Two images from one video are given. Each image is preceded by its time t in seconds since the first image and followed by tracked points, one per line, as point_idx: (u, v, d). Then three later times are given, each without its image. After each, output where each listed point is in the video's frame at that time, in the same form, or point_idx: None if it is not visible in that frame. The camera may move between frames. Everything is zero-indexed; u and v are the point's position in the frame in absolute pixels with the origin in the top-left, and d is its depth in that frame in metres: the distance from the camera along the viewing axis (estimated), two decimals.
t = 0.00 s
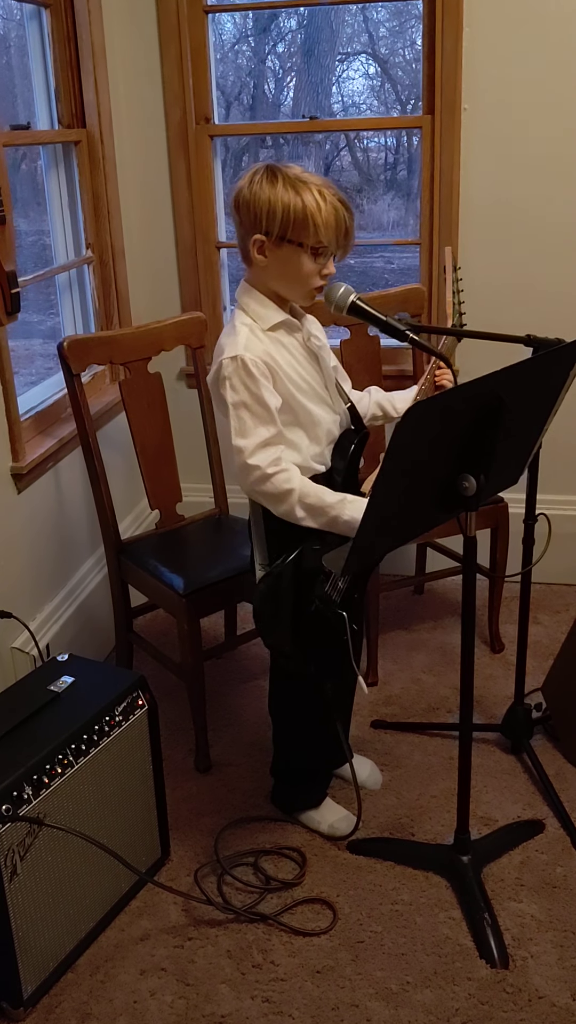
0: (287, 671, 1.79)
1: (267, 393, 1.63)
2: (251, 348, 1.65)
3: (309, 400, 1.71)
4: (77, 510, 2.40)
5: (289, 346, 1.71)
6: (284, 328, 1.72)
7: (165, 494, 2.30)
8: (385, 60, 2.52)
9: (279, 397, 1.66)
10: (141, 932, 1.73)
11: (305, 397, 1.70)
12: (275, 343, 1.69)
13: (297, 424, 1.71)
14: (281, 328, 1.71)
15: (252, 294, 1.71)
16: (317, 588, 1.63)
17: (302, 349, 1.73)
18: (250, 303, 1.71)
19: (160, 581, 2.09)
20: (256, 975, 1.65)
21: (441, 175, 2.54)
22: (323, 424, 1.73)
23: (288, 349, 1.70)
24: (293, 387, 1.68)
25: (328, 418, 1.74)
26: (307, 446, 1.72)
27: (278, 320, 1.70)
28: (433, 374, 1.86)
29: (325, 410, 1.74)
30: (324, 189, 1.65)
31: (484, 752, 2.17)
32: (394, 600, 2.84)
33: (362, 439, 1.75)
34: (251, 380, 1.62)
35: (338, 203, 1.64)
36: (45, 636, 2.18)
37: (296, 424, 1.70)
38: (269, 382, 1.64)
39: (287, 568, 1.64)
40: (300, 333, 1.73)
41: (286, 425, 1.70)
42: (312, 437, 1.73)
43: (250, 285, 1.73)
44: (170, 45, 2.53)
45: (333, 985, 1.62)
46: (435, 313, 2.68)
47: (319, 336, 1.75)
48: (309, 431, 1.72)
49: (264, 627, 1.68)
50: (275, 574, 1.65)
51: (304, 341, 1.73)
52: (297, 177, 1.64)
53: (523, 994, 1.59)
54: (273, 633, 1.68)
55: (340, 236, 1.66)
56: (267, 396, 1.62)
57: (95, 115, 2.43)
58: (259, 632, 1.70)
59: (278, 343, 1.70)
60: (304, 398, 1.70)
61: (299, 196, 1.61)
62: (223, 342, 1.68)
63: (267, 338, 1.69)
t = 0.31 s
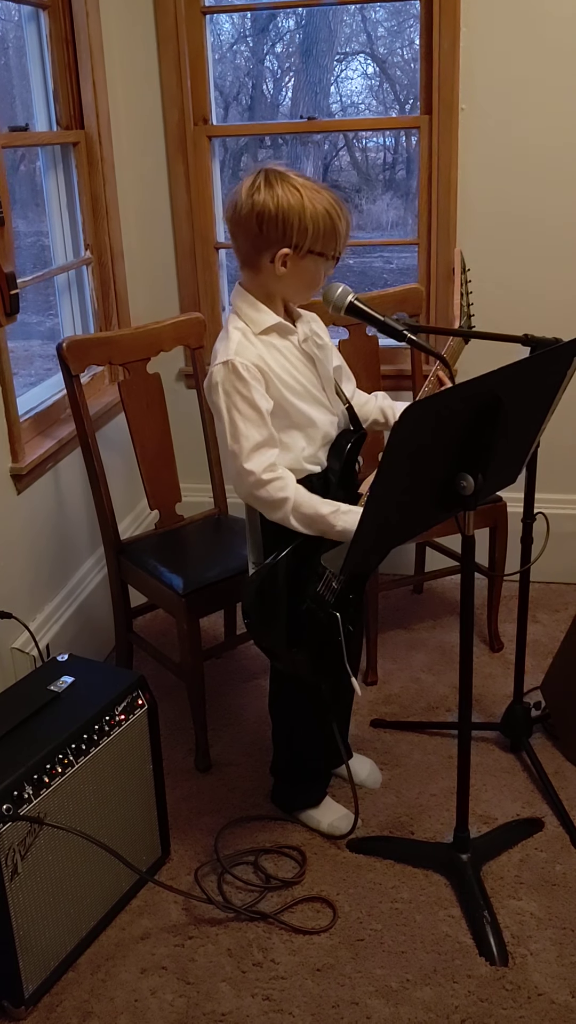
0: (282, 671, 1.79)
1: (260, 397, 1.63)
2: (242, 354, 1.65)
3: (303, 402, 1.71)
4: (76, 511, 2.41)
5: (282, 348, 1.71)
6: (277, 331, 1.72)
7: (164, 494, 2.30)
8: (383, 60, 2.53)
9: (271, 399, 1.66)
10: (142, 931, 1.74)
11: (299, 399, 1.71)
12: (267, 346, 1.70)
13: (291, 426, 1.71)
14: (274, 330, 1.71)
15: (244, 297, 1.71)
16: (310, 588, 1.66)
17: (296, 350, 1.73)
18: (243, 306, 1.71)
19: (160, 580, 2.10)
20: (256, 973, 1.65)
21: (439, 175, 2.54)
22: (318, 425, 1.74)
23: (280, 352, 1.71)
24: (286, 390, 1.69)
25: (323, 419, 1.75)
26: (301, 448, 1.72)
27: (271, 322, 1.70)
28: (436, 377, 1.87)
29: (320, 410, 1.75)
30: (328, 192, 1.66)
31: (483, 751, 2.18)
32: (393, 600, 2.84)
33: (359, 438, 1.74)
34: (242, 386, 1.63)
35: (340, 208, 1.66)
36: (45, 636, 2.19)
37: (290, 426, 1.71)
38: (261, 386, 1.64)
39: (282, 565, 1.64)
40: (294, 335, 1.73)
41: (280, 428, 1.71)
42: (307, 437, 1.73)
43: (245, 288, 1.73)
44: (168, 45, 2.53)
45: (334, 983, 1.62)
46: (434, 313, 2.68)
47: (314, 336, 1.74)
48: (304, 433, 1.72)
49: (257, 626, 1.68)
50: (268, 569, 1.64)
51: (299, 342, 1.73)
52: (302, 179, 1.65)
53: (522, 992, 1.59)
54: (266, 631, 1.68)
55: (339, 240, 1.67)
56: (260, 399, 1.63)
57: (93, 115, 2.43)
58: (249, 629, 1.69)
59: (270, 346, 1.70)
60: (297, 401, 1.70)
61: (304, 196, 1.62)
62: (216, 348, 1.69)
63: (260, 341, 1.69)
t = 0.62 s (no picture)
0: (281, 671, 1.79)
1: (266, 394, 1.63)
2: (248, 349, 1.66)
3: (305, 401, 1.71)
4: (77, 511, 2.41)
5: (285, 346, 1.71)
6: (280, 329, 1.72)
7: (165, 494, 2.30)
8: (383, 60, 2.53)
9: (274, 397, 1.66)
10: (143, 931, 1.74)
11: (301, 397, 1.71)
12: (270, 343, 1.70)
13: (292, 425, 1.71)
14: (277, 328, 1.72)
15: (248, 294, 1.72)
16: (310, 588, 1.67)
17: (298, 349, 1.73)
18: (245, 304, 1.71)
19: (161, 580, 2.09)
20: (257, 973, 1.65)
21: (439, 175, 2.54)
22: (320, 424, 1.73)
23: (283, 349, 1.71)
24: (288, 388, 1.69)
25: (325, 418, 1.75)
26: (303, 446, 1.72)
27: (274, 320, 1.70)
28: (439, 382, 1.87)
29: (322, 410, 1.75)
30: (324, 190, 1.65)
31: (484, 752, 2.18)
32: (394, 600, 2.84)
33: (361, 439, 1.76)
34: (247, 381, 1.63)
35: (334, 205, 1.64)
36: (46, 636, 2.19)
37: (292, 424, 1.71)
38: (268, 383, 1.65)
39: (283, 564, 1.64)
40: (297, 333, 1.73)
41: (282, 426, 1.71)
42: (309, 437, 1.73)
43: (247, 286, 1.73)
44: (168, 45, 2.53)
45: (335, 984, 1.62)
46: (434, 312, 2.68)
47: (316, 335, 1.74)
48: (306, 431, 1.72)
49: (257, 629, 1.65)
50: (269, 569, 1.64)
51: (301, 341, 1.73)
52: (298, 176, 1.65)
53: (523, 992, 1.59)
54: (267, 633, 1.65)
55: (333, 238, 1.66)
56: (266, 396, 1.63)
57: (93, 115, 2.43)
58: (248, 633, 1.66)
59: (273, 344, 1.70)
60: (299, 399, 1.70)
61: (296, 193, 1.62)
62: (220, 344, 1.69)
63: (262, 339, 1.69)
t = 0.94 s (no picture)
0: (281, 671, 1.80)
1: (257, 395, 1.63)
2: (245, 348, 1.66)
3: (305, 400, 1.71)
4: (77, 511, 2.41)
5: (285, 345, 1.72)
6: (281, 329, 1.73)
7: (164, 493, 2.30)
8: (382, 59, 2.53)
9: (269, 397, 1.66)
10: (142, 931, 1.74)
11: (300, 396, 1.71)
12: (270, 342, 1.71)
13: (292, 424, 1.71)
14: (277, 327, 1.73)
15: (249, 293, 1.73)
16: (307, 587, 1.67)
17: (298, 348, 1.73)
18: (246, 303, 1.73)
19: (161, 580, 2.09)
20: (257, 973, 1.65)
21: (439, 175, 2.54)
22: (320, 423, 1.73)
23: (284, 348, 1.71)
24: (288, 387, 1.69)
25: (325, 418, 1.74)
26: (303, 446, 1.72)
27: (274, 318, 1.71)
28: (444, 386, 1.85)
29: (322, 409, 1.74)
30: (303, 182, 1.64)
31: (483, 751, 2.17)
32: (394, 599, 2.84)
33: (364, 439, 1.75)
34: (241, 380, 1.63)
35: (310, 202, 1.62)
36: (46, 636, 2.19)
37: (291, 423, 1.71)
38: (261, 384, 1.64)
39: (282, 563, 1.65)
40: (298, 333, 1.74)
41: (281, 425, 1.70)
42: (308, 437, 1.72)
43: (248, 285, 1.74)
44: (168, 45, 2.53)
45: (334, 983, 1.62)
46: (433, 312, 2.67)
47: (317, 335, 1.74)
48: (305, 430, 1.72)
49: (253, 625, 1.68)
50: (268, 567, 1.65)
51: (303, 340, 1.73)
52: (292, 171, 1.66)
53: (523, 991, 1.59)
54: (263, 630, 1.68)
55: (301, 234, 1.63)
56: (258, 396, 1.63)
57: (93, 115, 2.43)
58: (244, 628, 1.70)
59: (273, 343, 1.71)
60: (299, 398, 1.70)
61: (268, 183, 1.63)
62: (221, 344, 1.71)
63: (262, 337, 1.70)
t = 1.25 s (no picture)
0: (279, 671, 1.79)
1: (252, 397, 1.63)
2: (242, 349, 1.66)
3: (304, 400, 1.71)
4: (77, 511, 2.40)
5: (285, 345, 1.72)
6: (282, 329, 1.73)
7: (165, 493, 2.30)
8: (383, 59, 2.53)
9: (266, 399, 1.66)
10: (142, 932, 1.73)
11: (300, 396, 1.70)
12: (270, 343, 1.71)
13: (291, 424, 1.70)
14: (278, 328, 1.73)
15: (250, 293, 1.73)
16: (303, 587, 1.67)
17: (299, 348, 1.73)
18: (247, 303, 1.73)
19: (161, 580, 2.09)
20: (258, 974, 1.65)
21: (439, 175, 2.54)
22: (320, 423, 1.72)
23: (283, 349, 1.71)
24: (286, 387, 1.69)
25: (325, 418, 1.74)
26: (302, 446, 1.71)
27: (274, 319, 1.71)
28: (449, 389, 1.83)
29: (322, 410, 1.74)
30: (307, 183, 1.63)
31: (484, 752, 2.17)
32: (394, 599, 2.84)
33: (365, 439, 1.75)
34: (238, 381, 1.63)
35: (314, 204, 1.61)
36: (46, 636, 2.18)
37: (290, 423, 1.70)
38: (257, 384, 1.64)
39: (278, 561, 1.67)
40: (299, 333, 1.74)
41: (278, 425, 1.70)
42: (308, 437, 1.72)
43: (250, 285, 1.74)
44: (168, 45, 2.53)
45: (335, 984, 1.62)
46: (434, 312, 2.67)
47: (319, 335, 1.74)
48: (305, 430, 1.71)
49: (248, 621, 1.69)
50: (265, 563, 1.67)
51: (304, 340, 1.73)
52: (295, 172, 1.65)
53: (524, 992, 1.59)
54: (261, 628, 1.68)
55: (304, 237, 1.62)
56: (253, 398, 1.63)
57: (93, 115, 2.43)
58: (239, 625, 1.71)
59: (272, 344, 1.71)
60: (298, 398, 1.70)
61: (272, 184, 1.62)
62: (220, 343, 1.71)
63: (262, 338, 1.71)
